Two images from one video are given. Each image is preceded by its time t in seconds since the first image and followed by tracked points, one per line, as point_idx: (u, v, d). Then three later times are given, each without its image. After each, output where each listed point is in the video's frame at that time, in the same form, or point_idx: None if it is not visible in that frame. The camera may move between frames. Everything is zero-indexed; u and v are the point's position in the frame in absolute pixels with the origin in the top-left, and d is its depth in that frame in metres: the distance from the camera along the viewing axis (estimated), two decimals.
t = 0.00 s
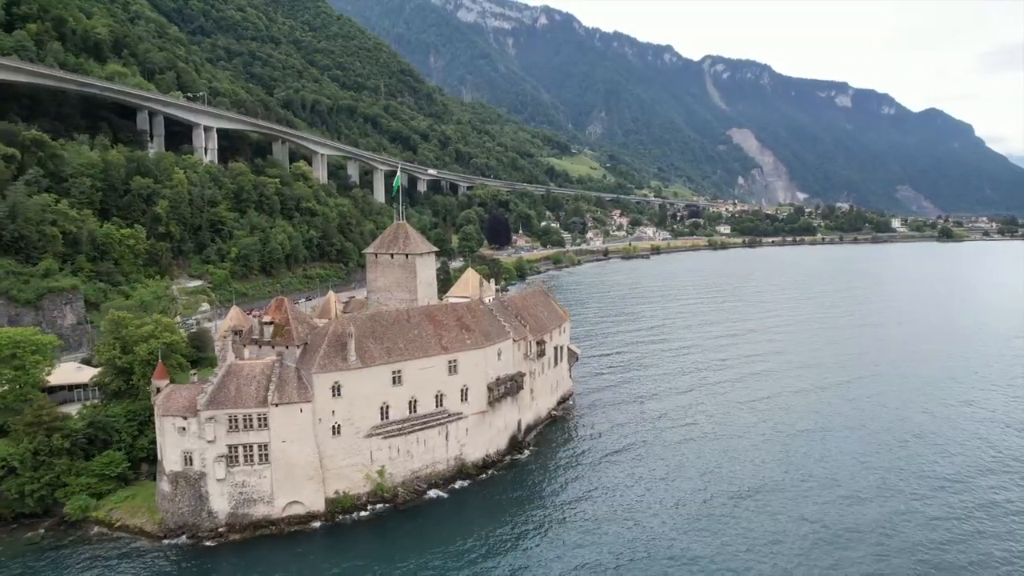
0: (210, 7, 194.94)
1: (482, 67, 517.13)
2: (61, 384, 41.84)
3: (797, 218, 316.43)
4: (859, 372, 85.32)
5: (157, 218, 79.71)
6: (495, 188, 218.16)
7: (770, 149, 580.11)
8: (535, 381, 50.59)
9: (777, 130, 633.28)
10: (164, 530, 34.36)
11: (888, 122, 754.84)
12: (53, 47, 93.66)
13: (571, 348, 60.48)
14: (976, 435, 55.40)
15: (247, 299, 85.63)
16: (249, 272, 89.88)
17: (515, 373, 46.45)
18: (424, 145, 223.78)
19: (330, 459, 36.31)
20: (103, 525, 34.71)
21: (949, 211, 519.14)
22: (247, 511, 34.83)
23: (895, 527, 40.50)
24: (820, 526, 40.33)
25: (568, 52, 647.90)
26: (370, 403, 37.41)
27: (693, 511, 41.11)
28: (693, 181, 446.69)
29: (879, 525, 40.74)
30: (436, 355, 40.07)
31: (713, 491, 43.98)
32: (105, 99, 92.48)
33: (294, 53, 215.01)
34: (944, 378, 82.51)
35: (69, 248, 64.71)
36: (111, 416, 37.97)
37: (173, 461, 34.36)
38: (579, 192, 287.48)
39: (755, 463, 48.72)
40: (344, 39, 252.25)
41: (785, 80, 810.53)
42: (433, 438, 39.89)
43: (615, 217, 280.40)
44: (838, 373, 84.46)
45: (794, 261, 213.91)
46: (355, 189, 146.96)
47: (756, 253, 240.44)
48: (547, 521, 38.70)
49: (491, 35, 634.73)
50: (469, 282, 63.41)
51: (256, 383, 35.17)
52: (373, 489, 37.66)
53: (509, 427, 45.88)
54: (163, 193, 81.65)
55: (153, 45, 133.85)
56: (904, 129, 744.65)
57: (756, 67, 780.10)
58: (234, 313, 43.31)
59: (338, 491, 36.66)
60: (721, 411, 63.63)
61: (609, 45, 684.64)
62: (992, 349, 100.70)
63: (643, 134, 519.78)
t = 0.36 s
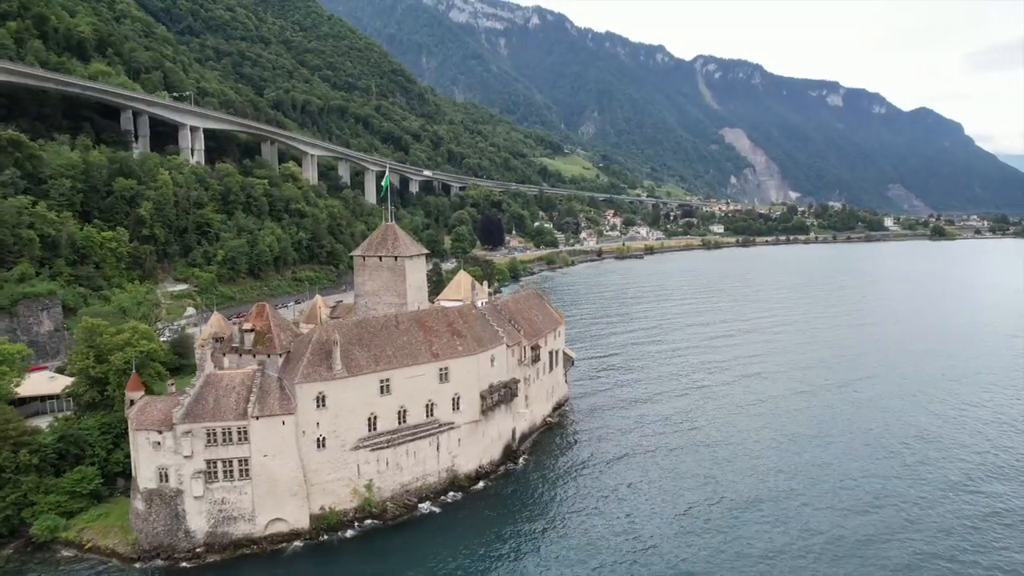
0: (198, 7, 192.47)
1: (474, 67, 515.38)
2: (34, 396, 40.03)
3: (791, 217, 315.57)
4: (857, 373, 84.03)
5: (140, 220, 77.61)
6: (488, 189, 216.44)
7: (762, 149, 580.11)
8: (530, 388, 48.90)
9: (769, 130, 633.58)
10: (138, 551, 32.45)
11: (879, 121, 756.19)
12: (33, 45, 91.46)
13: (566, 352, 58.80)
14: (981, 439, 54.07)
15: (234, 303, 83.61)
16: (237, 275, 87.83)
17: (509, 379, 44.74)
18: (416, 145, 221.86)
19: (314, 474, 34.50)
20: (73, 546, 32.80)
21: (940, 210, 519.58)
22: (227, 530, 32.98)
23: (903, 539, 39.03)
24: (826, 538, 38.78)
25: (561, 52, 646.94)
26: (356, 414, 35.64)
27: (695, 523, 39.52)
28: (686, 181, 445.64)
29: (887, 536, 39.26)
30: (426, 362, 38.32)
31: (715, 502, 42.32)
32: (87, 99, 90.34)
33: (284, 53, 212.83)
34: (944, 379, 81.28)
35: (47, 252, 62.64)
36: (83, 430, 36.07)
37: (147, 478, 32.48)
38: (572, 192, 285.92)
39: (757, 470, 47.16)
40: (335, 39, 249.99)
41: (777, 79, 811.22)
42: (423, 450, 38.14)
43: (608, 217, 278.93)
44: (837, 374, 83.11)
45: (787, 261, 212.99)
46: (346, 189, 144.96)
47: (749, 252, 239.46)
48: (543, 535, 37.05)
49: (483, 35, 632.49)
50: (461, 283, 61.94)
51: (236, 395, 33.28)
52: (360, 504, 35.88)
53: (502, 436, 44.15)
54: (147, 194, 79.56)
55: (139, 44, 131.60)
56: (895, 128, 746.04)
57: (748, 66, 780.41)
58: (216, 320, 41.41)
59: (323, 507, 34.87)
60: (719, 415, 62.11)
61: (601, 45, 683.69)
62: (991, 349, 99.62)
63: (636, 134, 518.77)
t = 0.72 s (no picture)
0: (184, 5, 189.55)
1: (465, 68, 512.95)
2: None
3: (782, 217, 314.89)
4: (856, 374, 82.55)
5: (120, 222, 75.29)
6: (479, 189, 214.40)
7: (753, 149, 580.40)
8: (523, 396, 46.89)
9: (760, 130, 633.95)
10: None
11: (869, 121, 758.26)
12: (10, 42, 88.87)
13: (560, 357, 56.86)
14: (987, 444, 52.56)
15: (219, 307, 81.24)
16: (221, 278, 85.47)
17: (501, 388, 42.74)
18: (406, 146, 219.56)
19: (294, 492, 32.44)
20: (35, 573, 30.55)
21: (929, 209, 520.75)
22: (200, 553, 30.83)
23: (912, 552, 37.47)
24: (831, 553, 37.11)
25: (551, 52, 645.34)
26: (339, 427, 33.60)
27: (696, 538, 37.70)
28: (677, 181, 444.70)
29: (895, 549, 37.62)
30: (413, 371, 36.29)
31: (718, 514, 40.49)
32: (66, 97, 87.87)
33: (273, 53, 210.24)
34: (944, 380, 79.91)
35: (20, 255, 60.46)
36: (48, 446, 33.88)
37: (113, 498, 30.23)
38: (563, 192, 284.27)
39: (759, 480, 45.39)
40: (324, 39, 247.34)
41: (767, 79, 812.22)
42: (411, 464, 36.09)
43: (600, 217, 277.38)
44: (835, 376, 81.55)
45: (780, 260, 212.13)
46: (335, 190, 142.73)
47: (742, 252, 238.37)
48: (538, 551, 35.15)
49: (474, 36, 629.97)
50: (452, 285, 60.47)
51: (210, 408, 31.13)
52: (344, 523, 33.84)
53: (495, 447, 42.15)
54: (127, 195, 77.19)
55: (122, 43, 128.91)
56: (885, 127, 748.23)
57: (738, 67, 781.10)
58: (191, 327, 39.19)
59: (304, 526, 32.80)
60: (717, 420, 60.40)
61: (592, 45, 682.79)
62: (989, 349, 98.48)
63: (627, 134, 517.63)
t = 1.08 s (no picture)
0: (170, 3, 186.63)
1: (456, 67, 510.80)
2: None
3: (774, 217, 314.20)
4: (855, 377, 81.05)
5: (98, 223, 73.00)
6: (469, 189, 212.39)
7: (744, 149, 580.44)
8: (515, 405, 44.91)
9: (750, 130, 634.14)
10: None
11: (858, 121, 760.27)
12: None
13: (553, 362, 54.91)
14: (993, 452, 51.09)
15: (202, 310, 78.80)
16: (205, 281, 83.04)
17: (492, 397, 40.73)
18: (397, 146, 217.38)
19: (271, 512, 30.36)
20: None
21: (919, 209, 521.95)
22: None
23: (922, 569, 35.92)
24: (838, 569, 35.50)
25: (542, 53, 643.55)
26: (319, 442, 31.52)
27: (696, 556, 35.90)
28: (668, 181, 443.91)
29: (904, 566, 36.05)
30: (399, 382, 34.22)
31: (720, 530, 38.66)
32: (44, 95, 85.40)
33: (261, 52, 207.70)
34: (944, 384, 78.50)
35: None
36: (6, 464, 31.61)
37: (72, 522, 28.05)
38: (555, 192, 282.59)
39: (760, 491, 43.62)
40: (313, 38, 244.80)
41: (757, 80, 813.25)
42: (397, 480, 34.08)
43: (592, 218, 275.91)
44: (832, 378, 80.05)
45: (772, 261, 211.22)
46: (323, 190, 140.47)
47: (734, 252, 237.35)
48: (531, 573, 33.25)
49: (465, 36, 627.44)
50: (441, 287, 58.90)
51: (179, 423, 28.99)
52: (325, 543, 31.79)
53: (486, 459, 40.17)
54: (105, 195, 74.96)
55: (106, 41, 126.42)
56: (874, 128, 750.42)
57: (728, 67, 781.71)
58: (163, 335, 37.00)
59: (282, 548, 30.72)
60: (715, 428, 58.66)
61: (583, 45, 681.83)
62: (986, 351, 97.34)
63: (618, 134, 516.47)
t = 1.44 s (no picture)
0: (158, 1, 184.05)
1: (448, 68, 508.77)
2: None
3: (766, 217, 313.49)
4: (853, 379, 79.76)
5: (77, 224, 70.98)
6: (461, 189, 210.54)
7: (735, 150, 580.65)
8: (507, 413, 43.09)
9: (742, 130, 634.25)
10: None
11: (849, 121, 761.96)
12: None
13: (547, 368, 53.21)
14: (997, 460, 49.79)
15: (186, 313, 76.55)
16: (189, 284, 80.73)
17: (484, 406, 38.97)
18: (388, 146, 215.34)
19: (247, 533, 28.46)
20: None
21: (909, 209, 522.89)
22: None
23: None
24: None
25: (535, 53, 641.86)
26: (299, 457, 29.62)
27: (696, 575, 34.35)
28: (660, 182, 443.19)
29: None
30: (384, 392, 32.40)
31: (722, 547, 37.04)
32: (24, 93, 83.24)
33: (250, 51, 205.38)
34: (943, 386, 77.31)
35: None
36: None
37: (30, 547, 26.06)
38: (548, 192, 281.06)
39: (761, 504, 42.09)
40: (304, 37, 242.45)
41: (749, 81, 814.00)
42: (383, 496, 32.25)
43: (584, 218, 274.56)
44: (829, 381, 78.80)
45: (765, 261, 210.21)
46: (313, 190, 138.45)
47: (727, 253, 236.45)
48: None
49: (456, 36, 625.09)
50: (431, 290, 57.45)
51: (148, 438, 27.07)
52: (306, 565, 29.93)
53: (477, 472, 38.39)
54: (86, 195, 73.03)
55: (90, 38, 124.06)
56: (865, 129, 752.30)
57: (720, 68, 782.31)
58: (136, 344, 35.09)
59: (260, 572, 28.83)
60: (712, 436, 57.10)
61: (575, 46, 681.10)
62: (983, 353, 96.32)
63: (610, 134, 515.41)
